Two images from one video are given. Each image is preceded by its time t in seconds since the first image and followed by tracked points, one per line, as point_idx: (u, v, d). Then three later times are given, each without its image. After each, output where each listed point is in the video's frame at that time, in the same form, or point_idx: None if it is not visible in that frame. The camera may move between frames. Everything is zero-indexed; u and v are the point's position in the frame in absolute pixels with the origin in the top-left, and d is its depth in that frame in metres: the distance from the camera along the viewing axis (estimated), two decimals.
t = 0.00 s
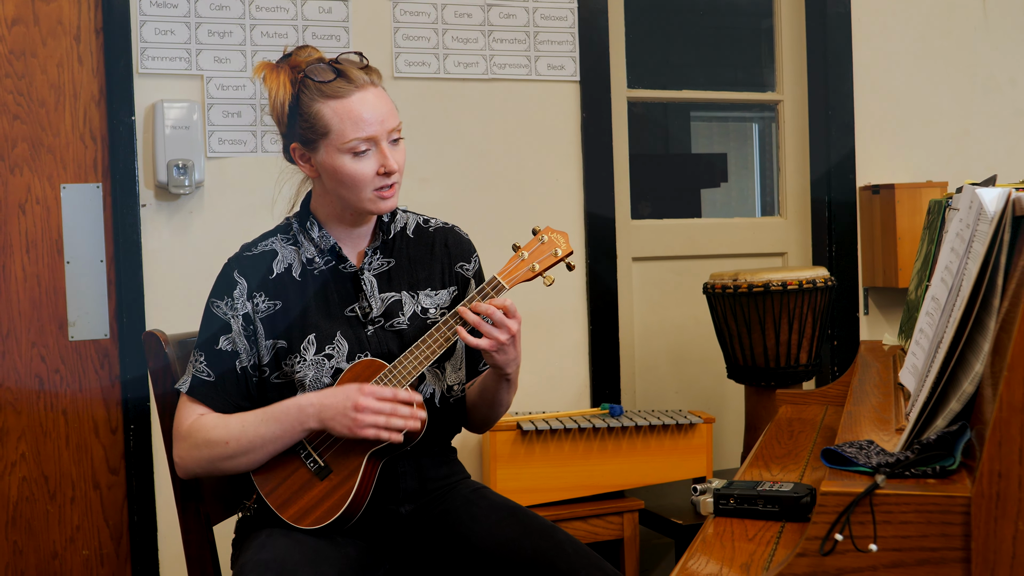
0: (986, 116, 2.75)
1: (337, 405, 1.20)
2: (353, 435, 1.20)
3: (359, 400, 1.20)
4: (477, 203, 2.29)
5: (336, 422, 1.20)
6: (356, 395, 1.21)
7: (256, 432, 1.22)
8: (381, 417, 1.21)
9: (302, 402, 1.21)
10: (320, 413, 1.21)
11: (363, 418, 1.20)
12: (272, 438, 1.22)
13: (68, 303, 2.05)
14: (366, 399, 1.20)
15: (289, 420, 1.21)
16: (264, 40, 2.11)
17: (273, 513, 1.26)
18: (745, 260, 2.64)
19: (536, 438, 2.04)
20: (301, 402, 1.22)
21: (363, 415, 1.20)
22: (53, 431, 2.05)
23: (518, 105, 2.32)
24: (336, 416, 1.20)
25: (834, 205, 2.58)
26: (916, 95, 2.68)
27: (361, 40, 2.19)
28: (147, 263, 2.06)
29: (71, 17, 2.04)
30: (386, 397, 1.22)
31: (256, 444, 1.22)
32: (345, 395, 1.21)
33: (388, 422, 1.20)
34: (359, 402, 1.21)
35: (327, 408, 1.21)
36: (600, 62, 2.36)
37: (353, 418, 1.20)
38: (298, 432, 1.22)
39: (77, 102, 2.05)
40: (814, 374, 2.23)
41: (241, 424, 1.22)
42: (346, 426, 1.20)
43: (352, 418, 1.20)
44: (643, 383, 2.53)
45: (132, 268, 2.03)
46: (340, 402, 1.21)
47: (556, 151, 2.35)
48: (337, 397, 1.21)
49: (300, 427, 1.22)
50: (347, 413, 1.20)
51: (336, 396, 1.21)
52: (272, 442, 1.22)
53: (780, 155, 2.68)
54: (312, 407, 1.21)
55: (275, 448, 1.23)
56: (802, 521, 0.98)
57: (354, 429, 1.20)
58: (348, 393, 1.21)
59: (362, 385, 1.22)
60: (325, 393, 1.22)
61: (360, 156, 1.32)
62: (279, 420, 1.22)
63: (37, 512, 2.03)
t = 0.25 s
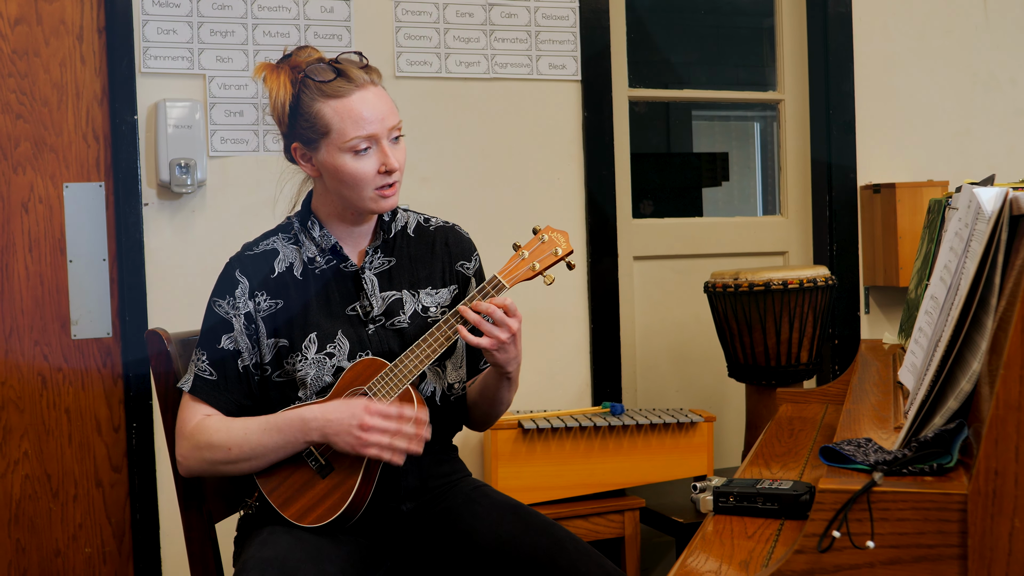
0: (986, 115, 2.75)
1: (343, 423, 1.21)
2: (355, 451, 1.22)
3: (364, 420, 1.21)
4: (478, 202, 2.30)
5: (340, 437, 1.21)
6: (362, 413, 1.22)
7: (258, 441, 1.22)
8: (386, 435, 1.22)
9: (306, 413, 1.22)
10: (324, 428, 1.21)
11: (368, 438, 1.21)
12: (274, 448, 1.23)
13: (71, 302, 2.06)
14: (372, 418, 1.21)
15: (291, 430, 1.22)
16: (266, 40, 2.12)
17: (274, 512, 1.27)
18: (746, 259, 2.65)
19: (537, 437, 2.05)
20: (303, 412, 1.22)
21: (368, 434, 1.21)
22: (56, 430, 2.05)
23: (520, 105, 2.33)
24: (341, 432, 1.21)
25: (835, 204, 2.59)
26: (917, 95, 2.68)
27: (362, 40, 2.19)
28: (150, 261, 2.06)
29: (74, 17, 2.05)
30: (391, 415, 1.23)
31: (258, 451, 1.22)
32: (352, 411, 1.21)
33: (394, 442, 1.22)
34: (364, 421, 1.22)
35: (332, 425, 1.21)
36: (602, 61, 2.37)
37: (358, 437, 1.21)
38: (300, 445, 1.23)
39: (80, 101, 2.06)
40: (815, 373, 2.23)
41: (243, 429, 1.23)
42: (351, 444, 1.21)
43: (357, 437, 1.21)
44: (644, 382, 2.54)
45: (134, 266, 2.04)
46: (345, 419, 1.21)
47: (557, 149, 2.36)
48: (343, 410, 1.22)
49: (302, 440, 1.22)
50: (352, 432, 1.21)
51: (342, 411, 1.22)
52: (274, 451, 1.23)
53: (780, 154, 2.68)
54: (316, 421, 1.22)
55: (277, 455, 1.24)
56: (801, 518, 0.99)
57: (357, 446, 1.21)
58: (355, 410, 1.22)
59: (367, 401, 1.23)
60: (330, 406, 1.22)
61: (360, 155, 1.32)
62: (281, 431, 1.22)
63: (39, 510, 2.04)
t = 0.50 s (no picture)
0: (988, 116, 2.76)
1: (339, 394, 1.21)
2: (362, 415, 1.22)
3: (358, 382, 1.21)
4: (480, 201, 2.30)
5: (341, 408, 1.21)
6: (353, 378, 1.21)
7: (260, 427, 1.23)
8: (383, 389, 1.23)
9: (307, 412, 1.22)
10: (325, 405, 1.22)
11: (369, 399, 1.21)
12: (275, 432, 1.23)
13: (74, 300, 2.07)
14: (365, 379, 1.21)
15: (293, 415, 1.23)
16: (269, 39, 2.12)
17: (276, 509, 1.27)
18: (748, 258, 2.65)
19: (538, 435, 2.05)
20: (301, 396, 1.22)
21: (367, 396, 1.21)
22: (59, 428, 2.06)
23: (522, 104, 2.33)
24: (341, 403, 1.21)
25: (836, 204, 2.59)
26: (918, 95, 2.68)
27: (365, 39, 2.20)
28: (152, 260, 2.07)
29: (78, 15, 2.06)
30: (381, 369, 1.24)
31: (260, 438, 1.23)
32: (343, 380, 1.21)
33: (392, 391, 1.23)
34: (359, 385, 1.21)
35: (331, 397, 1.21)
36: (604, 60, 2.37)
37: (360, 401, 1.21)
38: (302, 426, 1.23)
39: (83, 100, 2.07)
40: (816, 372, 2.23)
41: (244, 418, 1.23)
42: (353, 410, 1.21)
43: (358, 403, 1.21)
44: (646, 381, 2.54)
45: (137, 265, 2.05)
46: (340, 389, 1.21)
47: (559, 149, 2.36)
48: (334, 383, 1.21)
49: (303, 422, 1.23)
50: (351, 399, 1.21)
51: (334, 383, 1.21)
52: (276, 436, 1.24)
53: (782, 154, 2.69)
54: (314, 401, 1.22)
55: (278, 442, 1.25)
56: (800, 517, 0.99)
57: (363, 411, 1.21)
58: (345, 379, 1.21)
59: (354, 364, 1.22)
60: (323, 384, 1.22)
61: (361, 152, 1.34)
62: (282, 415, 1.23)
63: (42, 507, 2.05)
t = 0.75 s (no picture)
0: (989, 116, 2.76)
1: (342, 383, 1.22)
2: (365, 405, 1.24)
3: (362, 373, 1.23)
4: (482, 200, 2.31)
5: (344, 397, 1.23)
6: (358, 368, 1.23)
7: (262, 418, 1.24)
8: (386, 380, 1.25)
9: (309, 405, 1.23)
10: (327, 393, 1.23)
11: (371, 388, 1.23)
12: (278, 422, 1.24)
13: (77, 298, 2.07)
14: (368, 369, 1.23)
15: (295, 403, 1.23)
16: (271, 38, 2.13)
17: (279, 505, 1.28)
18: (749, 258, 2.65)
19: (539, 434, 2.06)
20: (303, 386, 1.23)
21: (370, 385, 1.23)
22: (61, 425, 2.07)
23: (523, 103, 2.34)
24: (343, 391, 1.23)
25: (837, 203, 2.59)
26: (920, 95, 2.68)
27: (367, 39, 2.20)
28: (156, 259, 2.08)
29: (81, 15, 2.07)
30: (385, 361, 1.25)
31: (262, 429, 1.24)
32: (348, 368, 1.23)
33: (395, 383, 1.25)
34: (364, 375, 1.23)
35: (332, 386, 1.23)
36: (605, 60, 2.38)
37: (363, 391, 1.23)
38: (304, 414, 1.24)
39: (86, 99, 2.08)
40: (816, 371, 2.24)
41: (246, 411, 1.24)
42: (356, 399, 1.23)
43: (361, 391, 1.23)
44: (647, 380, 2.55)
45: (140, 263, 2.06)
46: (344, 378, 1.23)
47: (560, 148, 2.37)
48: (338, 371, 1.23)
49: (305, 409, 1.24)
50: (354, 387, 1.23)
51: (337, 372, 1.23)
52: (278, 427, 1.24)
53: (783, 154, 2.69)
54: (317, 389, 1.23)
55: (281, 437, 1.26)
56: (799, 514, 1.00)
57: (365, 400, 1.24)
58: (350, 367, 1.23)
59: (360, 355, 1.25)
60: (326, 372, 1.24)
61: (363, 147, 1.34)
62: (286, 405, 1.23)
63: (45, 505, 2.06)
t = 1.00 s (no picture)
0: (990, 115, 2.76)
1: (347, 403, 1.22)
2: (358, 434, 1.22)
3: (368, 401, 1.23)
4: (483, 199, 2.31)
5: (343, 417, 1.22)
6: (366, 395, 1.23)
7: (265, 424, 1.25)
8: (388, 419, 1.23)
9: (311, 396, 1.23)
10: (328, 409, 1.23)
11: (371, 419, 1.22)
12: (280, 430, 1.25)
13: (80, 296, 2.08)
14: (375, 400, 1.23)
15: (297, 415, 1.24)
16: (274, 37, 2.13)
17: (280, 502, 1.28)
18: (750, 257, 2.66)
19: (541, 433, 2.07)
20: (309, 394, 1.24)
21: (372, 414, 1.22)
22: (64, 422, 2.08)
23: (525, 102, 2.34)
24: (343, 411, 1.22)
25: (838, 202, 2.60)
26: (921, 94, 2.69)
27: (369, 38, 2.21)
28: (158, 256, 2.08)
29: (84, 13, 2.07)
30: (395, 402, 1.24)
31: (264, 436, 1.25)
32: (356, 392, 1.23)
33: (394, 428, 1.22)
34: (368, 403, 1.23)
35: (335, 405, 1.23)
36: (606, 59, 2.38)
37: (361, 415, 1.22)
38: (306, 426, 1.24)
39: (89, 98, 2.08)
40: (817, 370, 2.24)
41: (250, 415, 1.25)
42: (352, 425, 1.22)
43: (359, 417, 1.22)
44: (648, 378, 2.55)
45: (143, 261, 2.06)
46: (349, 400, 1.23)
47: (562, 147, 2.37)
48: (347, 392, 1.23)
49: (308, 421, 1.24)
50: (354, 411, 1.22)
51: (346, 392, 1.23)
52: (280, 435, 1.25)
53: (784, 153, 2.69)
54: (321, 401, 1.23)
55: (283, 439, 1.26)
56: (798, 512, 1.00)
57: (359, 429, 1.22)
58: (359, 391, 1.23)
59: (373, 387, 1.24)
60: (336, 389, 1.24)
61: (365, 147, 1.35)
62: (287, 414, 1.24)
63: (48, 502, 2.07)
